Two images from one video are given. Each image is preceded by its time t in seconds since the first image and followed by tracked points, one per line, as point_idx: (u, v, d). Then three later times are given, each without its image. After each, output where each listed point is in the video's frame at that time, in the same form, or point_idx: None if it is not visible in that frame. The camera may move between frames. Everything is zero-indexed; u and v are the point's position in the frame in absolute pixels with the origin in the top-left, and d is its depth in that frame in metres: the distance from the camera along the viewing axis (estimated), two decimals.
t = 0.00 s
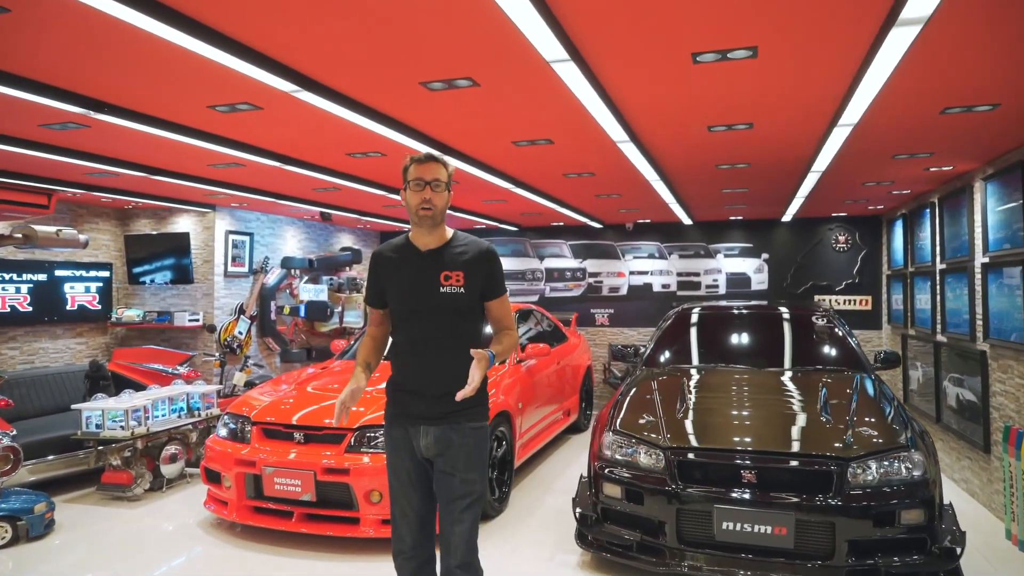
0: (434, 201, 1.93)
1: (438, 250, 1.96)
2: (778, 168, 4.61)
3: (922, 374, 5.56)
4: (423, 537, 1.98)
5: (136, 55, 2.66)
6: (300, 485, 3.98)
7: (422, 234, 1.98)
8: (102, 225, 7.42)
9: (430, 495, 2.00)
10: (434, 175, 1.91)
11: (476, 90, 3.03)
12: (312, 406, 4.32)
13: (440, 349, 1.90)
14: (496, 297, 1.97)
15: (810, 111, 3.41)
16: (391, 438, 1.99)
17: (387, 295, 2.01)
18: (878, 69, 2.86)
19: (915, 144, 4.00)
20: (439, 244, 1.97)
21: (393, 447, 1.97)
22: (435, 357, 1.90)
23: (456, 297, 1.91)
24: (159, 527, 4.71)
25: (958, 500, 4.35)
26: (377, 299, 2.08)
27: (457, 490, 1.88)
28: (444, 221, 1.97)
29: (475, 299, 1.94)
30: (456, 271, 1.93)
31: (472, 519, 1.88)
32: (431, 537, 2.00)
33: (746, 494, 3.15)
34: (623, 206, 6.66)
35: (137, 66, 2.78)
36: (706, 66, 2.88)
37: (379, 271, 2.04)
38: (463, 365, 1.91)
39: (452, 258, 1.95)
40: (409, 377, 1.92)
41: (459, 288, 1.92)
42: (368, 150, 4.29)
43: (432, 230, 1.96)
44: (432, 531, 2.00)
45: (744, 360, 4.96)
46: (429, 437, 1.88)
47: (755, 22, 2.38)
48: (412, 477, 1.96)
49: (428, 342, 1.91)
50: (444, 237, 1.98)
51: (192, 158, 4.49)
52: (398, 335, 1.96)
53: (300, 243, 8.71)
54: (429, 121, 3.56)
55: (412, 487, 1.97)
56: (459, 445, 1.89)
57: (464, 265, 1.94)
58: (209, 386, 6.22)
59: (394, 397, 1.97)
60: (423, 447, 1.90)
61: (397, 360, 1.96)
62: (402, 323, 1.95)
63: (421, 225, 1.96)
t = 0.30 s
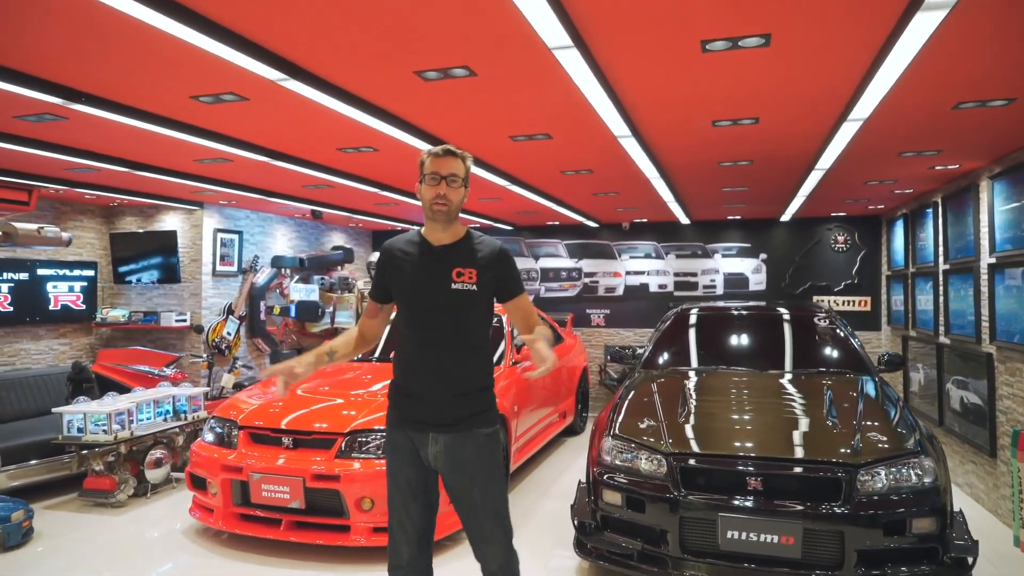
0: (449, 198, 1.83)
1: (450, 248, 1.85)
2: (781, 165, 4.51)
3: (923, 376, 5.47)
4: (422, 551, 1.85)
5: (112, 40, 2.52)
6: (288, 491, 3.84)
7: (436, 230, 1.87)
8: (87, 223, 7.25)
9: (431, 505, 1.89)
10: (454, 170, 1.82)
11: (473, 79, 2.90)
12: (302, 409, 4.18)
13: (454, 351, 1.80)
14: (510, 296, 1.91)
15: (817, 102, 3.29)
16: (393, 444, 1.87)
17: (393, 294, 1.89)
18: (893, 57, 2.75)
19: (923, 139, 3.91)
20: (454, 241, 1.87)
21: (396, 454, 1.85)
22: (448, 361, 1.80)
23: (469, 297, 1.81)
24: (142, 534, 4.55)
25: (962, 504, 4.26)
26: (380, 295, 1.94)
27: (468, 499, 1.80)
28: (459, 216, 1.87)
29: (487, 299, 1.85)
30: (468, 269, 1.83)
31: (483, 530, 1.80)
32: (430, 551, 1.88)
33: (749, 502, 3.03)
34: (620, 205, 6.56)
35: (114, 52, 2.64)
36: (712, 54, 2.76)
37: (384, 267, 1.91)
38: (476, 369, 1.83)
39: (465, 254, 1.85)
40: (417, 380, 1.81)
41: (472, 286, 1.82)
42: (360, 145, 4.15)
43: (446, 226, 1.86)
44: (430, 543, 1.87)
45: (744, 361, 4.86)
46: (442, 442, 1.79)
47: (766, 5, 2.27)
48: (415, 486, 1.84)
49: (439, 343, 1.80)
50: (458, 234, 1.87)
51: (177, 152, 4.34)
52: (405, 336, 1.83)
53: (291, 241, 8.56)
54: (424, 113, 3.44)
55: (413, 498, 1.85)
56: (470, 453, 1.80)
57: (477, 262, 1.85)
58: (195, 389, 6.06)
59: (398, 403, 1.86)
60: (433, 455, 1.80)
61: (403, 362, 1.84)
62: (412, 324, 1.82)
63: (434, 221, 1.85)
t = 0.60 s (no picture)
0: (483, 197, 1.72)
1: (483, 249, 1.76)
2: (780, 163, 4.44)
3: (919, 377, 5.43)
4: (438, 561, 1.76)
5: (83, 23, 2.37)
6: (274, 497, 3.71)
7: (468, 230, 1.77)
8: (68, 219, 7.08)
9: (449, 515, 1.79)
10: (488, 168, 1.71)
11: (468, 70, 2.79)
12: (290, 412, 4.05)
13: (487, 353, 1.71)
14: (542, 298, 1.83)
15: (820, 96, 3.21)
16: (417, 447, 1.77)
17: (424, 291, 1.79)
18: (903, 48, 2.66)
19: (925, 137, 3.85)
20: (487, 242, 1.77)
21: (420, 458, 1.75)
22: (481, 364, 1.71)
23: (502, 298, 1.73)
24: (123, 539, 4.41)
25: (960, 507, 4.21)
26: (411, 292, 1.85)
27: (495, 508, 1.71)
28: (492, 217, 1.77)
29: (520, 300, 1.77)
30: (502, 269, 1.74)
31: (508, 538, 1.72)
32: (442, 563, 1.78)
33: (746, 507, 2.95)
34: (615, 203, 6.48)
35: (90, 38, 2.51)
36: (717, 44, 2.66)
37: (416, 263, 1.81)
38: (508, 372, 1.74)
39: (500, 254, 1.76)
40: (448, 383, 1.71)
41: (505, 287, 1.74)
42: (350, 139, 4.03)
43: (479, 227, 1.76)
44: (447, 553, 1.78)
45: (740, 363, 4.79)
46: (473, 449, 1.69)
47: None
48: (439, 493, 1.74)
49: (473, 344, 1.71)
50: (491, 235, 1.78)
51: (160, 146, 4.20)
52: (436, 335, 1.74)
53: (279, 239, 8.41)
54: (418, 106, 3.32)
55: (433, 507, 1.75)
56: (501, 459, 1.72)
57: (511, 263, 1.76)
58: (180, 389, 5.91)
59: (425, 405, 1.76)
60: (462, 461, 1.71)
61: (433, 362, 1.75)
62: (444, 323, 1.73)
63: (467, 222, 1.75)
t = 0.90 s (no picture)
0: (518, 194, 1.74)
1: (518, 246, 1.77)
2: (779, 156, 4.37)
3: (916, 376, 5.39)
4: (463, 558, 1.77)
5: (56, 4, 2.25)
6: (261, 501, 3.59)
7: (503, 227, 1.78)
8: (48, 215, 6.90)
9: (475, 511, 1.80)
10: (524, 165, 1.72)
11: (464, 57, 2.70)
12: (278, 413, 3.92)
13: (524, 352, 1.75)
14: (569, 299, 1.87)
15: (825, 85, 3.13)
16: (450, 443, 1.78)
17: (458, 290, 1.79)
18: (911, 35, 2.59)
19: (929, 129, 3.79)
20: (522, 239, 1.78)
21: (453, 454, 1.77)
22: (517, 361, 1.74)
23: (537, 298, 1.75)
24: (105, 545, 4.27)
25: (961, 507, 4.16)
26: (444, 289, 1.83)
27: (527, 499, 1.76)
28: (527, 213, 1.79)
29: (553, 301, 1.80)
30: (537, 269, 1.77)
31: (538, 530, 1.77)
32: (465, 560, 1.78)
33: (746, 510, 2.88)
34: (610, 200, 6.40)
35: (64, 19, 2.38)
36: (720, 31, 2.57)
37: (451, 261, 1.81)
38: (542, 370, 1.78)
39: (535, 253, 1.78)
40: (485, 380, 1.74)
41: (539, 287, 1.76)
42: (340, 132, 3.92)
43: (514, 222, 1.77)
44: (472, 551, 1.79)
45: (737, 362, 4.71)
46: (510, 443, 1.74)
47: None
48: (472, 488, 1.76)
49: (509, 343, 1.74)
50: (526, 232, 1.79)
51: (142, 138, 4.06)
52: (473, 334, 1.76)
53: (266, 237, 8.26)
54: (412, 95, 3.22)
55: (462, 503, 1.76)
56: (534, 452, 1.77)
57: (546, 261, 1.79)
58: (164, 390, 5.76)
59: (459, 401, 1.78)
60: (498, 455, 1.74)
61: (469, 359, 1.77)
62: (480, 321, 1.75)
63: (502, 216, 1.76)
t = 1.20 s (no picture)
0: (527, 190, 1.68)
1: (528, 242, 1.71)
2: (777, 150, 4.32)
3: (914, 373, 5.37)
4: (466, 558, 1.70)
5: None
6: (251, 505, 3.49)
7: (512, 223, 1.72)
8: (32, 213, 6.77)
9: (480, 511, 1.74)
10: (533, 162, 1.67)
11: (458, 45, 2.63)
12: (268, 414, 3.82)
13: (534, 348, 1.67)
14: (579, 294, 1.80)
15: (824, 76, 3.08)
16: (458, 440, 1.71)
17: (467, 285, 1.72)
18: (915, 24, 2.53)
19: (927, 122, 3.75)
20: (531, 235, 1.72)
21: (460, 452, 1.70)
22: (527, 357, 1.67)
23: (548, 294, 1.68)
24: (90, 550, 4.16)
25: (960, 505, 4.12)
26: (453, 284, 1.78)
27: (534, 497, 1.70)
28: (537, 209, 1.72)
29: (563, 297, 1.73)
30: (547, 264, 1.70)
31: (544, 528, 1.71)
32: (469, 561, 1.71)
33: (745, 511, 2.82)
34: (605, 197, 6.34)
35: (40, 6, 2.29)
36: (719, 20, 2.52)
37: (461, 255, 1.75)
38: (552, 366, 1.71)
39: (545, 249, 1.71)
40: (493, 376, 1.67)
41: (550, 282, 1.69)
42: (331, 126, 3.84)
43: (524, 219, 1.71)
44: (475, 551, 1.72)
45: (733, 360, 4.65)
46: (518, 440, 1.67)
47: None
48: (479, 487, 1.69)
49: (519, 339, 1.66)
50: (536, 229, 1.73)
51: (126, 133, 3.97)
52: (482, 329, 1.69)
53: (256, 235, 8.14)
54: (404, 87, 3.15)
55: (466, 503, 1.69)
56: (543, 448, 1.71)
57: (556, 257, 1.72)
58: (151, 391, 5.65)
59: (467, 398, 1.71)
60: (505, 454, 1.67)
61: (477, 355, 1.70)
62: (489, 316, 1.68)
63: (511, 213, 1.70)
